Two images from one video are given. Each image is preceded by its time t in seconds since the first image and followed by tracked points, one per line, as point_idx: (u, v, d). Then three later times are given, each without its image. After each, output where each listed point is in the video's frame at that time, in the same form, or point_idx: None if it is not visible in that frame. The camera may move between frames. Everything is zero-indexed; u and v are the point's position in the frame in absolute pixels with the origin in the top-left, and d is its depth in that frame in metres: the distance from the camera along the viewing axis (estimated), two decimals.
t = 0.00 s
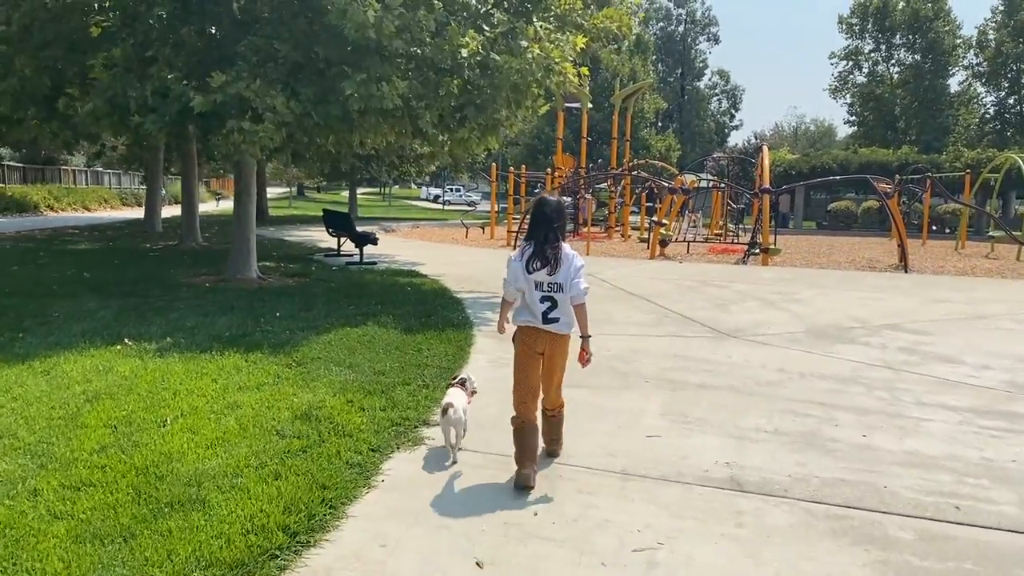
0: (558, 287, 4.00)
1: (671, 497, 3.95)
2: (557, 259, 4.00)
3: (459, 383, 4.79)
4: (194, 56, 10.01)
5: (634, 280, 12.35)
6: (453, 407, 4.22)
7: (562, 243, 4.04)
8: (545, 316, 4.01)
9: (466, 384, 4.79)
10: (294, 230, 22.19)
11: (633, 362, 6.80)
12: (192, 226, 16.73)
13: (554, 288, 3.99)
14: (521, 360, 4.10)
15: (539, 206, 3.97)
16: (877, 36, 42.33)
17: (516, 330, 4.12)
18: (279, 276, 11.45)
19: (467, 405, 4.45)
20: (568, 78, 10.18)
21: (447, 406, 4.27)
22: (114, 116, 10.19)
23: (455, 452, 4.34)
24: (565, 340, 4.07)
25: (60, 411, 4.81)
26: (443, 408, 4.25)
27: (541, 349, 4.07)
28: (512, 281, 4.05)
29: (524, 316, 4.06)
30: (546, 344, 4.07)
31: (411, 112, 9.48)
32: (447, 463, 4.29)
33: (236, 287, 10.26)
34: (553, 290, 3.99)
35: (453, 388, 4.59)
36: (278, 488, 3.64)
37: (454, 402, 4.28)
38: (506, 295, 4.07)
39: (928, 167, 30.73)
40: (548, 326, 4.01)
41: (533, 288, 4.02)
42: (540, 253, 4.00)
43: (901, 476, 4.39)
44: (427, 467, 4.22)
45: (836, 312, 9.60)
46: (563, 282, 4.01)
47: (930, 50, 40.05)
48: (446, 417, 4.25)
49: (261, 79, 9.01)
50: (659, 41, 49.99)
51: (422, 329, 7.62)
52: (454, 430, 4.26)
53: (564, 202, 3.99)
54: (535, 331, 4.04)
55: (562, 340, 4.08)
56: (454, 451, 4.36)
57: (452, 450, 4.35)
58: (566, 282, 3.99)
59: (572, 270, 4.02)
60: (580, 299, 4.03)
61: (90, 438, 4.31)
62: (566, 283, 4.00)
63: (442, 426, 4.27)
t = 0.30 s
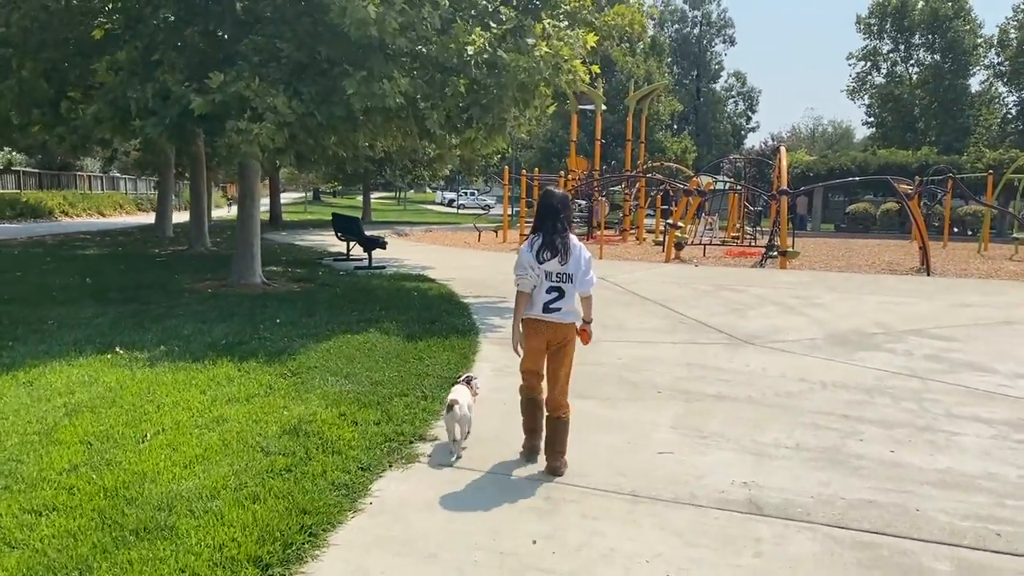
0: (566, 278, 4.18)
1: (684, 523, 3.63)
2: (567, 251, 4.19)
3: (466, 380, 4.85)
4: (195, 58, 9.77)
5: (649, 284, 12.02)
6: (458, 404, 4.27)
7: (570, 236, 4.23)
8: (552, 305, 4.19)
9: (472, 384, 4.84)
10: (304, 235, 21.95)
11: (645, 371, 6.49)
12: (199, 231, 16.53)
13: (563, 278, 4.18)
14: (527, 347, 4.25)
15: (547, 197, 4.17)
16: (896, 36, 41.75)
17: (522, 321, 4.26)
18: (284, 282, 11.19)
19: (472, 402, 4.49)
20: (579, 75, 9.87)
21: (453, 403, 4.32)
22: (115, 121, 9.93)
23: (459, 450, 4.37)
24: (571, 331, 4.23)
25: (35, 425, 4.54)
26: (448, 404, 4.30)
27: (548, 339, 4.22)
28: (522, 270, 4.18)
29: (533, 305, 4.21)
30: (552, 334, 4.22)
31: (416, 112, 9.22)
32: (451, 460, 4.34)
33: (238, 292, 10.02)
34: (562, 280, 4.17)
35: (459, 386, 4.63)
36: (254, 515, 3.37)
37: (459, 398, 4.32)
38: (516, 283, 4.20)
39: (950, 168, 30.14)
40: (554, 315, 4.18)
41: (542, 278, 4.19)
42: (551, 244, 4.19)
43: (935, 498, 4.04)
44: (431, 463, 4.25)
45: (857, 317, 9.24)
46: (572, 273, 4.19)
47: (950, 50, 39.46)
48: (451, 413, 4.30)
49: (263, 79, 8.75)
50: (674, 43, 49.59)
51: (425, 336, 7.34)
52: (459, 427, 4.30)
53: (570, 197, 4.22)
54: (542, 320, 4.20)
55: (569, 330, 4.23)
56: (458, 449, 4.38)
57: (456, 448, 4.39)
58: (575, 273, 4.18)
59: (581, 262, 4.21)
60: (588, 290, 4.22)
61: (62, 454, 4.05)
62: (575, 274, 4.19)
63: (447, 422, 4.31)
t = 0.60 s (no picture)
0: (566, 283, 4.15)
1: (700, 556, 3.28)
2: (566, 256, 4.15)
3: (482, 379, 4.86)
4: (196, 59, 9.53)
5: (665, 289, 11.66)
6: (470, 400, 4.30)
7: (571, 241, 4.20)
8: (552, 310, 4.15)
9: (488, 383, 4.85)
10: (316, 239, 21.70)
11: (660, 382, 6.14)
12: (208, 237, 16.32)
13: (562, 283, 4.14)
14: (528, 349, 4.23)
15: (548, 201, 4.13)
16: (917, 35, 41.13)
17: (523, 325, 4.24)
18: (289, 288, 10.93)
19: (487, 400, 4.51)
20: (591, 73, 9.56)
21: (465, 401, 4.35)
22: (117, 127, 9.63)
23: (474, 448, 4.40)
24: (571, 336, 4.20)
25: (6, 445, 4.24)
26: (461, 401, 4.34)
27: (549, 342, 4.20)
28: (522, 275, 4.15)
29: (533, 310, 4.18)
30: (552, 337, 4.20)
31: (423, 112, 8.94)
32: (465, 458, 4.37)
33: (241, 299, 9.74)
34: (561, 285, 4.13)
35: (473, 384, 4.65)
36: (227, 550, 3.06)
37: (473, 396, 4.36)
38: (516, 288, 4.17)
39: (974, 168, 29.53)
40: (554, 320, 4.15)
41: (541, 282, 4.15)
42: (550, 249, 4.15)
43: (977, 525, 3.67)
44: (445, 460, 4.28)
45: (882, 323, 8.86)
46: (572, 278, 4.16)
47: (973, 48, 38.83)
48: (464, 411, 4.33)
49: (263, 80, 8.54)
50: (691, 44, 49.14)
51: (429, 346, 7.04)
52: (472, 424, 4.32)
53: (572, 202, 4.17)
54: (542, 324, 4.17)
55: (569, 334, 4.20)
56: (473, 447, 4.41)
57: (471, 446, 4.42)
58: (575, 279, 4.14)
59: (580, 268, 4.18)
60: (586, 296, 4.20)
61: (28, 479, 3.75)
62: (574, 279, 4.15)
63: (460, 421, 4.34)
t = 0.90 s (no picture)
0: (570, 284, 4.13)
1: None
2: (569, 257, 4.13)
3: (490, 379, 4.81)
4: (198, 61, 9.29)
5: (680, 294, 11.32)
6: (488, 402, 4.35)
7: (574, 241, 4.17)
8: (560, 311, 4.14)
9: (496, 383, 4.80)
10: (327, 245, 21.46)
11: (677, 395, 5.81)
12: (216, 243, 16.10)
13: (566, 284, 4.13)
14: (538, 352, 4.21)
15: (550, 205, 4.12)
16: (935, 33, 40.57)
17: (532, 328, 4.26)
18: (294, 296, 10.66)
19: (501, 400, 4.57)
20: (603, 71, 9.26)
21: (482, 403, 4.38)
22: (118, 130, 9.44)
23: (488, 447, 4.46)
24: (581, 335, 4.21)
25: None
26: (479, 403, 4.37)
27: (559, 343, 4.20)
28: (526, 278, 4.18)
29: (542, 311, 4.19)
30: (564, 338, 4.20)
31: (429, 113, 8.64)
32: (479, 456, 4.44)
33: (244, 308, 9.48)
34: (565, 286, 4.12)
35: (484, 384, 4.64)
36: None
37: (489, 397, 4.39)
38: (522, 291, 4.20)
39: (995, 167, 28.96)
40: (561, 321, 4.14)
41: (546, 284, 4.16)
42: (553, 251, 4.14)
43: None
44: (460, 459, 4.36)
45: (909, 329, 8.48)
46: (576, 279, 4.14)
47: (992, 46, 38.26)
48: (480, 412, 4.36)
49: (264, 82, 8.26)
50: (705, 46, 48.70)
51: (435, 356, 6.74)
52: (489, 425, 4.38)
53: (574, 202, 4.14)
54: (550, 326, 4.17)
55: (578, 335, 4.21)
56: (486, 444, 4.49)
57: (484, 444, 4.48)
58: (578, 279, 4.12)
59: (584, 267, 4.15)
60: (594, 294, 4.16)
61: None
62: (578, 279, 4.13)
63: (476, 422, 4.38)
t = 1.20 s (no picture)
0: (577, 282, 4.19)
1: None
2: (576, 255, 4.19)
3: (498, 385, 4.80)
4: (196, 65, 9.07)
5: (694, 301, 11.00)
6: (494, 409, 4.32)
7: (581, 239, 4.24)
8: (568, 309, 4.18)
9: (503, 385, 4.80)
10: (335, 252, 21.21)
11: (690, 410, 5.52)
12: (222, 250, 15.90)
13: (574, 282, 4.18)
14: (546, 349, 4.25)
15: (558, 204, 4.20)
16: (952, 33, 40.01)
17: (539, 326, 4.29)
18: (297, 305, 10.41)
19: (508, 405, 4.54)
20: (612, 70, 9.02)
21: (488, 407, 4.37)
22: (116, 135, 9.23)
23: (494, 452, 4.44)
24: (588, 334, 4.23)
25: None
26: (484, 409, 4.34)
27: (565, 341, 4.21)
28: (535, 276, 4.21)
29: (549, 310, 4.22)
30: (570, 337, 4.22)
31: (433, 116, 8.35)
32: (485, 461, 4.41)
33: (245, 318, 9.24)
34: (573, 284, 4.17)
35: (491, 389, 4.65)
36: None
37: (494, 403, 4.37)
38: (529, 289, 4.23)
39: (1016, 168, 28.39)
40: (569, 319, 4.18)
41: (554, 282, 4.21)
42: (561, 248, 4.20)
43: None
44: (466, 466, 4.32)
45: (931, 337, 8.13)
46: (583, 277, 4.20)
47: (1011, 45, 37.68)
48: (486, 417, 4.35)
49: (262, 86, 8.01)
50: (718, 48, 48.27)
51: (438, 368, 6.46)
52: (495, 431, 4.35)
53: (580, 201, 4.23)
54: (557, 324, 4.20)
55: (585, 333, 4.23)
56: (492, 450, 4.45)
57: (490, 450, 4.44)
58: (586, 277, 4.18)
59: (591, 266, 4.21)
60: (601, 292, 4.22)
61: None
62: (586, 277, 4.19)
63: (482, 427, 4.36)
